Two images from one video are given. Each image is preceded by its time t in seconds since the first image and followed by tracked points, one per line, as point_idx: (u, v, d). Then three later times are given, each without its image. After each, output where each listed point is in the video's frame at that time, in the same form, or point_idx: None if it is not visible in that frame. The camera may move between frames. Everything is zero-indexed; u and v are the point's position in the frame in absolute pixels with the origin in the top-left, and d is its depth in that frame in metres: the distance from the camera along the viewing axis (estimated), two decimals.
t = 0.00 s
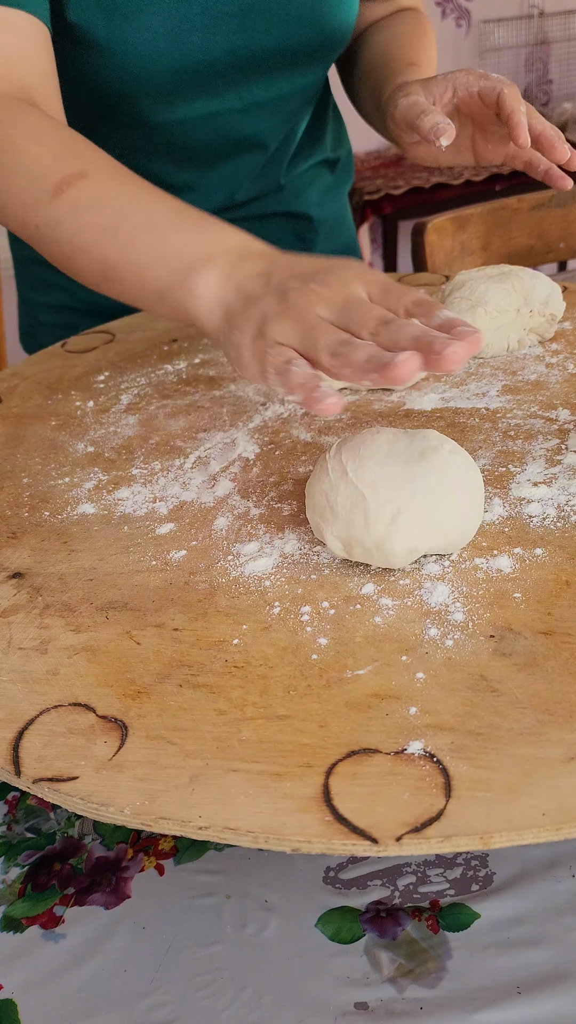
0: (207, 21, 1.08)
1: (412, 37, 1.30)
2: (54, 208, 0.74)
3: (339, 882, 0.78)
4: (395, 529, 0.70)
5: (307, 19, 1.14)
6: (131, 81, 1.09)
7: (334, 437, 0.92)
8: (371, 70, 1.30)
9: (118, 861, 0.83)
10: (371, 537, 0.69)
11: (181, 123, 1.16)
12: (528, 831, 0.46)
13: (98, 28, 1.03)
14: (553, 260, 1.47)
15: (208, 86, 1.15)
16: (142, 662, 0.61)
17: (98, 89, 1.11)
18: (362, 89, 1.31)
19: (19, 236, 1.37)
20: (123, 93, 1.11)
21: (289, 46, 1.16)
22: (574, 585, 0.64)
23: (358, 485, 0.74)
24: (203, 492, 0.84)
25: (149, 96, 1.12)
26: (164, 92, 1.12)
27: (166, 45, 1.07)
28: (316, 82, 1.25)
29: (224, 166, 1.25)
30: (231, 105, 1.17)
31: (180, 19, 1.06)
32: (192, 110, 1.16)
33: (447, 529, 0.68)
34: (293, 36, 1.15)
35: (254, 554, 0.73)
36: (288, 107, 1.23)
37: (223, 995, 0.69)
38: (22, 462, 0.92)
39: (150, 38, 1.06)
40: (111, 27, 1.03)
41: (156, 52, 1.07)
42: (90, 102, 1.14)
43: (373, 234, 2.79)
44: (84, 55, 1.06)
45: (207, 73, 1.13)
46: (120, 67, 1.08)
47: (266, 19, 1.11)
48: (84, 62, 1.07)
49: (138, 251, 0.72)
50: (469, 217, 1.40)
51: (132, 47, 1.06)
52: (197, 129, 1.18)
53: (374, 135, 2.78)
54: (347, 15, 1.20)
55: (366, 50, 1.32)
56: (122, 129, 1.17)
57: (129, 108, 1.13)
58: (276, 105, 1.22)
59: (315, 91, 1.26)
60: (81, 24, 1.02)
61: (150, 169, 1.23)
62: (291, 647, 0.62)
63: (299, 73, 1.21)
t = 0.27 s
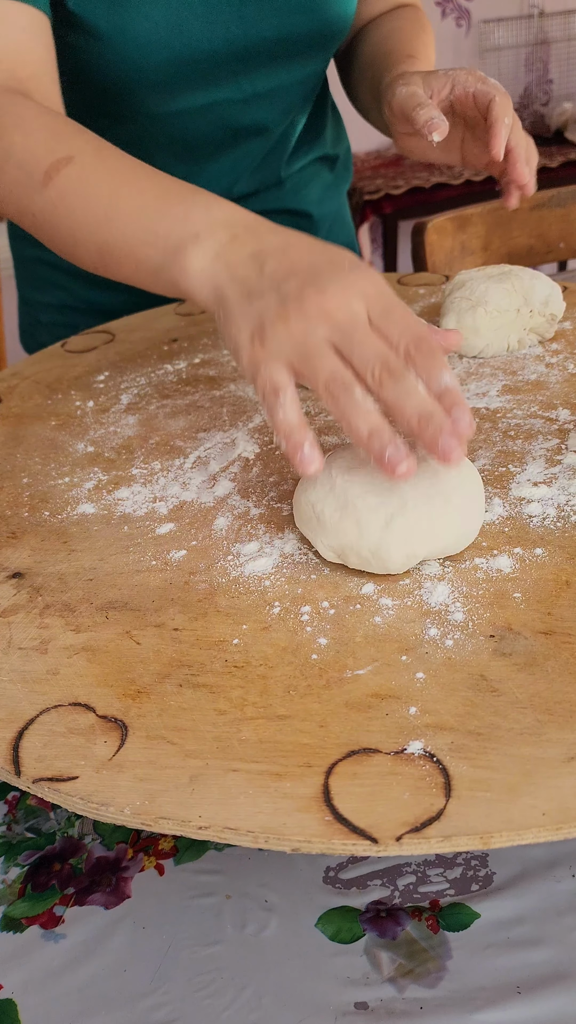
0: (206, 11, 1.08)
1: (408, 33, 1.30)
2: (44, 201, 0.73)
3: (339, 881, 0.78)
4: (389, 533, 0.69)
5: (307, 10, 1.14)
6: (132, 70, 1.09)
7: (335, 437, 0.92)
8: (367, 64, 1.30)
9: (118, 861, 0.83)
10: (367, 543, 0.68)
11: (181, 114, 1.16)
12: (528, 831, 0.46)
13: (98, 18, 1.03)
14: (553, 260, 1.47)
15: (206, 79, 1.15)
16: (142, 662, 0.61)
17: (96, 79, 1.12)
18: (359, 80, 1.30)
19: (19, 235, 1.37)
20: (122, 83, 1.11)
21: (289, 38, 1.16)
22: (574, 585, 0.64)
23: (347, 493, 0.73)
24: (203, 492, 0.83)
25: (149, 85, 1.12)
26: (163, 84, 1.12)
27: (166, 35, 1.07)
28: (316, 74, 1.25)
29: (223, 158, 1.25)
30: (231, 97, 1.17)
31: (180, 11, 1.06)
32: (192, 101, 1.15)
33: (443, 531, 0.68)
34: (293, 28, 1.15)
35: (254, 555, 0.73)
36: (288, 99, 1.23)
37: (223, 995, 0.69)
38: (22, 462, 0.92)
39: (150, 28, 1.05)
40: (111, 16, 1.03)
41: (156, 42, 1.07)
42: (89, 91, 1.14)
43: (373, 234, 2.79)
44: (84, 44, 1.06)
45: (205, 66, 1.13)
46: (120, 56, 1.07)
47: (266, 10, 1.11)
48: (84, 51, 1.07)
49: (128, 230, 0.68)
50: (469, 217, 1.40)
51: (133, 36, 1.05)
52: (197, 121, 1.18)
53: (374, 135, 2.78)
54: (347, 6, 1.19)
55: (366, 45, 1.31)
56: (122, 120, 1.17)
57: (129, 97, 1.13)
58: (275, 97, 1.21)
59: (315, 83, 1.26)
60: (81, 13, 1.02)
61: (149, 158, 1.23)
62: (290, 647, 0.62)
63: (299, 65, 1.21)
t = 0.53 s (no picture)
0: (198, 20, 1.07)
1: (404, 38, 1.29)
2: (39, 194, 0.87)
3: (339, 881, 0.78)
4: (389, 533, 0.69)
5: (300, 16, 1.13)
6: (123, 79, 1.09)
7: (334, 437, 0.92)
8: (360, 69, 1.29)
9: (118, 861, 0.83)
10: (367, 541, 0.68)
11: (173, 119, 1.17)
12: (526, 829, 0.46)
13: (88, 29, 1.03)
14: (553, 261, 1.47)
15: (198, 83, 1.15)
16: (141, 661, 0.62)
17: (87, 87, 1.11)
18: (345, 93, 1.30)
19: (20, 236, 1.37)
20: (114, 91, 1.11)
21: (282, 43, 1.15)
22: (574, 584, 0.64)
23: (348, 490, 0.74)
24: (202, 491, 0.84)
25: (141, 93, 1.12)
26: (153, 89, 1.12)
27: (158, 45, 1.07)
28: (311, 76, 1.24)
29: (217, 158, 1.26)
30: (224, 101, 1.18)
31: (171, 20, 1.06)
32: (184, 106, 1.16)
33: (442, 530, 0.68)
34: (286, 33, 1.14)
35: (253, 554, 0.73)
36: (283, 102, 1.23)
37: (223, 995, 0.68)
38: (22, 462, 0.92)
39: (140, 38, 1.05)
40: (101, 27, 1.03)
41: (147, 52, 1.07)
42: (81, 98, 1.14)
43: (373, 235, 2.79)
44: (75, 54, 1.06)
45: (197, 71, 1.12)
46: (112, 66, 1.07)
47: (258, 17, 1.11)
48: (75, 60, 1.07)
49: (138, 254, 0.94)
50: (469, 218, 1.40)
51: (123, 46, 1.05)
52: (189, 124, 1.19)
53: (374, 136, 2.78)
54: (343, 9, 1.18)
55: (361, 47, 1.31)
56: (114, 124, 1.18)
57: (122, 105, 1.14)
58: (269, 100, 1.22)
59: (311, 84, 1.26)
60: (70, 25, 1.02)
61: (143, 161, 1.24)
62: (290, 646, 0.62)
63: (293, 68, 1.21)
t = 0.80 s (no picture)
0: (192, 22, 1.07)
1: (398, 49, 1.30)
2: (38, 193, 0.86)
3: (339, 881, 0.78)
4: (390, 533, 0.69)
5: (295, 19, 1.13)
6: (117, 79, 1.09)
7: (335, 437, 0.92)
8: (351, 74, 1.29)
9: (118, 861, 0.83)
10: (367, 541, 0.68)
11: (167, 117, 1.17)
12: (527, 831, 0.46)
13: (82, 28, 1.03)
14: (553, 261, 1.47)
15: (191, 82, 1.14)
16: (142, 662, 0.62)
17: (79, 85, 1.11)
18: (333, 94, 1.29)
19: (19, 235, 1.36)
20: (108, 90, 1.11)
21: (277, 46, 1.15)
22: (574, 585, 0.64)
23: (349, 489, 0.74)
24: (203, 492, 0.83)
25: (134, 92, 1.12)
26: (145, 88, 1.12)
27: (152, 46, 1.07)
28: (307, 77, 1.24)
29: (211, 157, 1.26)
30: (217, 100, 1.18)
31: (165, 22, 1.06)
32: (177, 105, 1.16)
33: (443, 531, 0.68)
34: (281, 36, 1.14)
35: (254, 554, 0.73)
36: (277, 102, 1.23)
37: (223, 996, 0.69)
38: (22, 462, 0.92)
39: (134, 39, 1.05)
40: (94, 27, 1.03)
41: (141, 52, 1.07)
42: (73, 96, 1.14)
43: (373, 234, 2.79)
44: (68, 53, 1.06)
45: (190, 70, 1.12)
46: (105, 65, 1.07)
47: (253, 21, 1.10)
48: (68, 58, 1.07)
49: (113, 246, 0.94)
50: (469, 217, 1.40)
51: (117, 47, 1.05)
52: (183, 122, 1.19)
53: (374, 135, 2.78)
54: (340, 11, 1.18)
55: (361, 47, 1.31)
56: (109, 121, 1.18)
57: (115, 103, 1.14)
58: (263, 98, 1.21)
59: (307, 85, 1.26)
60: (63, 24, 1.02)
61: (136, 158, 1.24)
62: (290, 647, 0.62)
63: (289, 69, 1.21)
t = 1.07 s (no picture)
0: (184, 20, 1.07)
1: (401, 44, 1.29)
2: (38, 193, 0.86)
3: (339, 881, 0.78)
4: (390, 532, 0.69)
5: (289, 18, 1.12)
6: (110, 81, 1.09)
7: (335, 437, 0.92)
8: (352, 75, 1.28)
9: (118, 861, 0.83)
10: (367, 540, 0.68)
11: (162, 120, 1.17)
12: (527, 830, 0.46)
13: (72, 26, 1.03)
14: (553, 261, 1.47)
15: (187, 84, 1.15)
16: (142, 661, 0.62)
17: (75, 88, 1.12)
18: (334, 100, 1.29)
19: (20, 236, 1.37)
20: (100, 91, 1.11)
21: (272, 45, 1.14)
22: (573, 585, 0.64)
23: (349, 489, 0.74)
24: (203, 492, 0.84)
25: (128, 94, 1.12)
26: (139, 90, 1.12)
27: (143, 45, 1.07)
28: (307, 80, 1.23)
29: (209, 162, 1.26)
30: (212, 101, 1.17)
31: (156, 19, 1.06)
32: (172, 108, 1.16)
33: (441, 528, 0.68)
34: (276, 36, 1.14)
35: (253, 554, 0.73)
36: (275, 105, 1.23)
37: (223, 996, 0.68)
38: (22, 462, 0.92)
39: (125, 38, 1.06)
40: (84, 25, 1.03)
41: (133, 52, 1.07)
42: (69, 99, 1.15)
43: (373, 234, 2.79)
44: (60, 52, 1.06)
45: (184, 71, 1.12)
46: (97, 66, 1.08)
47: (245, 18, 1.10)
48: (61, 60, 1.08)
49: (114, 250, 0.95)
50: (469, 217, 1.40)
51: (108, 47, 1.06)
52: (178, 125, 1.18)
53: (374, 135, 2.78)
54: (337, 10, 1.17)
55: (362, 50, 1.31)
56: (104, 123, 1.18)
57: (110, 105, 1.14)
58: (261, 101, 1.21)
59: (307, 88, 1.24)
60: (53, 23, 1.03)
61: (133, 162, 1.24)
62: (290, 646, 0.62)
63: (286, 71, 1.20)
